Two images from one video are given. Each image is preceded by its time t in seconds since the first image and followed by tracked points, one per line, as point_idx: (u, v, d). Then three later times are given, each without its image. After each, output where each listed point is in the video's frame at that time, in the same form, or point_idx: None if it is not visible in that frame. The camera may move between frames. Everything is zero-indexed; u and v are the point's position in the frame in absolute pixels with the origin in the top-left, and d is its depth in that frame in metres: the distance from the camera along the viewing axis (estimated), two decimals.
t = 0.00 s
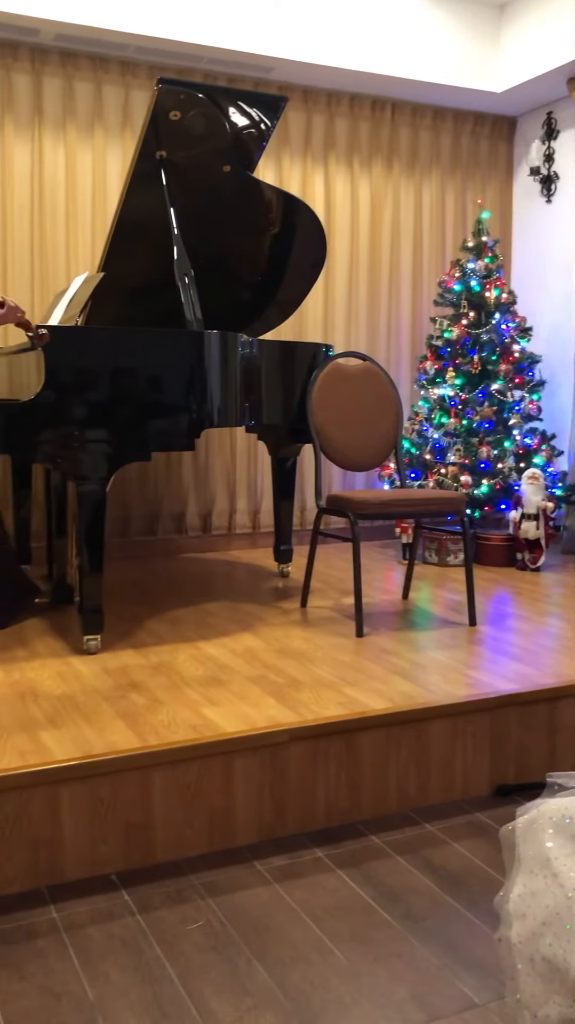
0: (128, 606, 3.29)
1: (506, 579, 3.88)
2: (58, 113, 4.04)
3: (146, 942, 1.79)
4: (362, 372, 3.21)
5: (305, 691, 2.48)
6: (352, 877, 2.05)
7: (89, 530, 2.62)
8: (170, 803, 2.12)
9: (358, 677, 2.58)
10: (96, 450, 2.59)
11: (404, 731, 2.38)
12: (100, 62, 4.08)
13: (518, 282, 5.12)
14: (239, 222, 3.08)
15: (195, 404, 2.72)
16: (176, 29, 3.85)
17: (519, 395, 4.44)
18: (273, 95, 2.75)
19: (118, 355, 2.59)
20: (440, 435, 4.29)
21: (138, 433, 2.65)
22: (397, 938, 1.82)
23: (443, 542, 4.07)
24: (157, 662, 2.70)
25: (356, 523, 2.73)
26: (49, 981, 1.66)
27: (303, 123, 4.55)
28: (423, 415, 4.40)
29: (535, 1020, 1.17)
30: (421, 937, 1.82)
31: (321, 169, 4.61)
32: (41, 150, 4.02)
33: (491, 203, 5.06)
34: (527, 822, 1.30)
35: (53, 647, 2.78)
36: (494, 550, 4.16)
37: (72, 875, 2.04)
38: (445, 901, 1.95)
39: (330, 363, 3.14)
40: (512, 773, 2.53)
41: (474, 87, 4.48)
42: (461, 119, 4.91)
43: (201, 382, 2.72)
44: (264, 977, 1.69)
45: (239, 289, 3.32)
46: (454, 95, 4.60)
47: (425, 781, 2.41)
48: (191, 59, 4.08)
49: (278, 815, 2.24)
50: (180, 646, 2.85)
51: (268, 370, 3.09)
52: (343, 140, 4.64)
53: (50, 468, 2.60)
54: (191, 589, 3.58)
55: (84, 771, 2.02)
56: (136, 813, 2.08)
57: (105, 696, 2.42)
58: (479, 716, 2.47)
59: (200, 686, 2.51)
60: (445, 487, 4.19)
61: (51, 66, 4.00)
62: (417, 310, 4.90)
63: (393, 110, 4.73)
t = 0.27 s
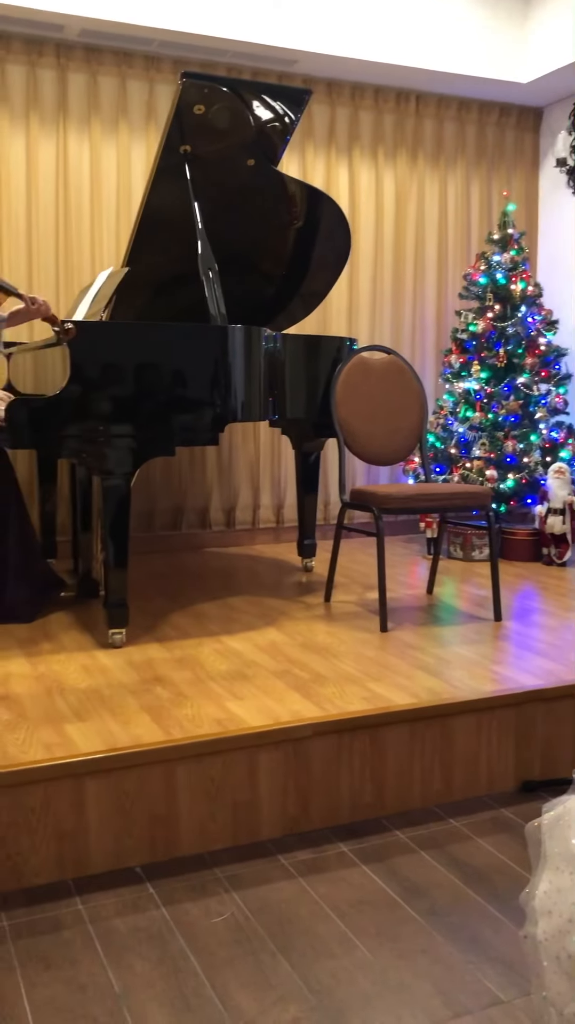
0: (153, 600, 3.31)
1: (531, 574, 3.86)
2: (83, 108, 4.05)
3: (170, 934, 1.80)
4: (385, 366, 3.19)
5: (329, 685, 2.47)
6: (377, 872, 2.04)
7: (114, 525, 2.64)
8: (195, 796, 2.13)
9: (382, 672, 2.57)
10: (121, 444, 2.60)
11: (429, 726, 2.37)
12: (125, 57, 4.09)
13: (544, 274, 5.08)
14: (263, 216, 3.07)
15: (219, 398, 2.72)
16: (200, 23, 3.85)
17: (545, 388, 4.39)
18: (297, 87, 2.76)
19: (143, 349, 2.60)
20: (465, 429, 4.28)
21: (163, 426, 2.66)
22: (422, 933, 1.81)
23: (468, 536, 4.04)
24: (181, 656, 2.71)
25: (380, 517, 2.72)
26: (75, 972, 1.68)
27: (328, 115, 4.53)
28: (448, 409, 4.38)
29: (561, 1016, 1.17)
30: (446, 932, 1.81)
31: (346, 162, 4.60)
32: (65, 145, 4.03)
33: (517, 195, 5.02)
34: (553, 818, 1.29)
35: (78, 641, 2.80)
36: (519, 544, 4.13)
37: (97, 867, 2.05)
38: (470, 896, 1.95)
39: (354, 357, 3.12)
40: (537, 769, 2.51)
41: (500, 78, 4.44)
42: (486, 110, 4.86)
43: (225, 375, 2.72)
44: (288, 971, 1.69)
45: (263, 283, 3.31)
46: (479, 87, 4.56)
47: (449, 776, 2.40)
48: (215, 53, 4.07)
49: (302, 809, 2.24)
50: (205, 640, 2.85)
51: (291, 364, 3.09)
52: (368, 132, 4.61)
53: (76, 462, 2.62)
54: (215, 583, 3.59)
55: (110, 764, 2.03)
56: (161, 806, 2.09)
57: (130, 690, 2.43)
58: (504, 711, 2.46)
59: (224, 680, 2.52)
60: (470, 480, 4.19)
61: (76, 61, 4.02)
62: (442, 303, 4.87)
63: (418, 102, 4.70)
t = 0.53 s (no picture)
0: (177, 596, 3.32)
1: (556, 571, 3.83)
2: (107, 106, 4.07)
3: (194, 928, 1.80)
4: (410, 361, 3.17)
5: (353, 682, 2.47)
6: (400, 869, 2.04)
7: (139, 521, 2.65)
8: (218, 792, 2.14)
9: (406, 669, 2.57)
10: (145, 441, 2.61)
11: (453, 723, 2.36)
12: (148, 54, 4.10)
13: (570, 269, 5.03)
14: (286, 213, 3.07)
15: (242, 395, 2.72)
16: (224, 19, 3.85)
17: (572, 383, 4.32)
18: (319, 82, 2.73)
19: (167, 346, 2.61)
20: (489, 425, 4.25)
21: (186, 424, 2.66)
22: (446, 931, 1.80)
23: (493, 533, 4.02)
24: (205, 652, 2.72)
25: (404, 514, 2.71)
26: (100, 965, 1.69)
27: (351, 110, 4.51)
28: (472, 405, 4.35)
29: None
30: (470, 931, 1.81)
31: (369, 158, 4.58)
32: (90, 143, 4.05)
33: (542, 189, 4.97)
34: None
35: (103, 636, 2.82)
36: (545, 541, 4.10)
37: (122, 862, 2.06)
38: (494, 894, 1.93)
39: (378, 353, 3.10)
40: (563, 768, 2.49)
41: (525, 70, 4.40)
42: (511, 104, 4.82)
43: (248, 373, 2.72)
44: (312, 967, 1.69)
45: (287, 280, 3.31)
46: (504, 80, 4.52)
47: (473, 774, 2.39)
48: (238, 49, 4.07)
49: (325, 806, 2.24)
50: (228, 637, 2.86)
51: (315, 360, 3.08)
52: (392, 127, 4.59)
53: (101, 459, 2.64)
54: (238, 580, 3.60)
55: (134, 759, 2.04)
56: (185, 802, 2.10)
57: (154, 685, 2.44)
58: (529, 709, 2.45)
59: (248, 676, 2.52)
60: (495, 477, 4.18)
61: (100, 59, 4.03)
62: (467, 299, 4.84)
63: (442, 96, 4.67)
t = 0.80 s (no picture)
0: (199, 594, 3.33)
1: None
2: (131, 107, 4.09)
3: (217, 926, 1.81)
4: (433, 360, 3.16)
5: (376, 681, 2.47)
6: (423, 869, 2.03)
7: (162, 520, 2.66)
8: (241, 790, 2.14)
9: (429, 669, 2.56)
10: (169, 440, 2.62)
11: (476, 723, 2.36)
12: (172, 55, 4.11)
13: None
14: (310, 213, 3.07)
15: (265, 394, 2.73)
16: (248, 19, 3.86)
17: None
18: (343, 81, 2.75)
19: (190, 346, 2.62)
20: (513, 425, 4.23)
21: (209, 424, 2.67)
22: (469, 932, 1.80)
23: (517, 533, 4.00)
24: (227, 650, 2.73)
25: (427, 514, 2.70)
26: (124, 961, 1.70)
27: (374, 109, 4.50)
28: (496, 404, 4.35)
29: None
30: (493, 931, 1.80)
31: (393, 156, 4.57)
32: (114, 144, 4.07)
33: (567, 186, 4.94)
34: None
35: (126, 635, 2.84)
36: (569, 541, 4.07)
37: (146, 859, 2.07)
38: (518, 895, 1.93)
39: (401, 352, 3.10)
40: None
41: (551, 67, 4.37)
42: (536, 101, 4.79)
43: (271, 372, 2.72)
44: (335, 966, 1.69)
45: (310, 280, 3.31)
46: (529, 77, 4.50)
47: (497, 774, 2.38)
48: (262, 49, 4.08)
49: (348, 805, 2.24)
50: (251, 635, 2.87)
51: (338, 361, 3.09)
52: (415, 126, 4.58)
53: (124, 459, 2.65)
54: (261, 578, 3.60)
55: (158, 757, 2.05)
56: (208, 800, 2.11)
57: (177, 683, 2.45)
58: (553, 709, 2.44)
59: (271, 675, 2.53)
60: (519, 477, 4.14)
61: (124, 60, 4.05)
62: (490, 298, 4.82)
63: (466, 94, 4.65)
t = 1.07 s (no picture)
0: (221, 595, 3.34)
1: None
2: (153, 109, 4.11)
3: (239, 926, 1.81)
4: (455, 361, 3.15)
5: (397, 683, 2.46)
6: (446, 871, 2.03)
7: (184, 521, 2.66)
8: (263, 791, 2.14)
9: (451, 670, 2.55)
10: (190, 441, 2.63)
11: (499, 725, 2.34)
12: (194, 57, 4.12)
13: None
14: (332, 214, 3.07)
15: (286, 395, 2.73)
16: (270, 21, 3.86)
17: None
18: (365, 81, 2.73)
19: (212, 347, 2.62)
20: (536, 425, 4.20)
21: (231, 425, 2.67)
22: (492, 935, 1.79)
23: (540, 534, 3.98)
24: (249, 651, 2.73)
25: (449, 515, 2.69)
26: (146, 961, 1.70)
27: (396, 109, 4.49)
28: (519, 404, 4.33)
29: None
30: (516, 935, 1.79)
31: (415, 156, 4.55)
32: (136, 147, 4.09)
33: None
34: None
35: (148, 635, 2.85)
36: None
37: (167, 859, 2.08)
38: (541, 899, 1.91)
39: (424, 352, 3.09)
40: None
41: None
42: (559, 99, 4.76)
43: (292, 373, 2.72)
44: (357, 968, 1.69)
45: (331, 280, 3.31)
46: (552, 76, 4.46)
47: (519, 776, 2.36)
48: (283, 50, 4.08)
49: (370, 806, 2.24)
50: (272, 636, 2.87)
51: (359, 361, 3.07)
52: (437, 125, 4.56)
53: (146, 459, 2.66)
54: (282, 579, 3.60)
55: (180, 757, 2.06)
56: (230, 800, 2.11)
57: (198, 684, 2.46)
58: None
59: (292, 676, 2.53)
60: (542, 477, 4.14)
61: (147, 62, 4.07)
62: (513, 297, 4.80)
63: (488, 93, 4.62)
